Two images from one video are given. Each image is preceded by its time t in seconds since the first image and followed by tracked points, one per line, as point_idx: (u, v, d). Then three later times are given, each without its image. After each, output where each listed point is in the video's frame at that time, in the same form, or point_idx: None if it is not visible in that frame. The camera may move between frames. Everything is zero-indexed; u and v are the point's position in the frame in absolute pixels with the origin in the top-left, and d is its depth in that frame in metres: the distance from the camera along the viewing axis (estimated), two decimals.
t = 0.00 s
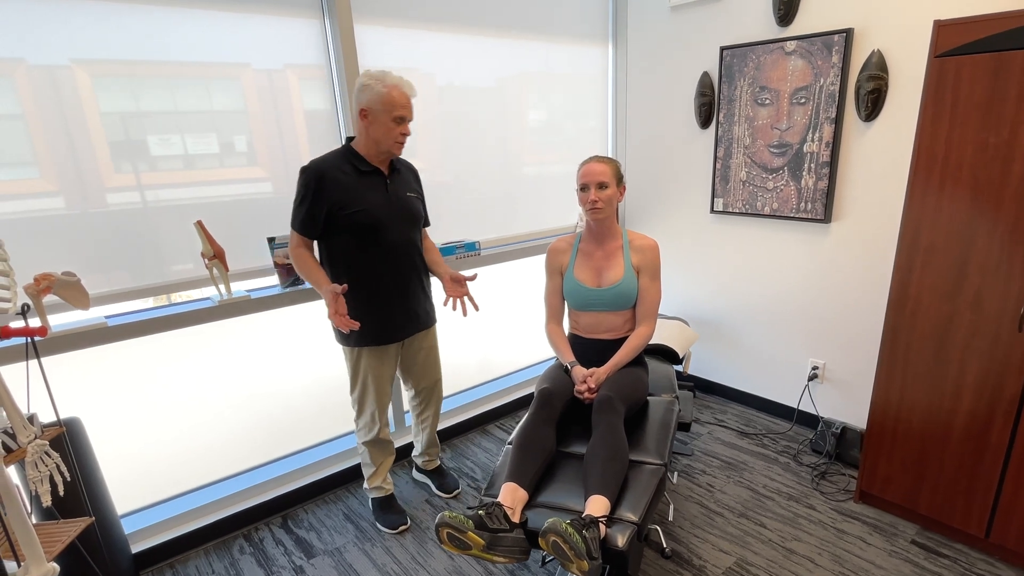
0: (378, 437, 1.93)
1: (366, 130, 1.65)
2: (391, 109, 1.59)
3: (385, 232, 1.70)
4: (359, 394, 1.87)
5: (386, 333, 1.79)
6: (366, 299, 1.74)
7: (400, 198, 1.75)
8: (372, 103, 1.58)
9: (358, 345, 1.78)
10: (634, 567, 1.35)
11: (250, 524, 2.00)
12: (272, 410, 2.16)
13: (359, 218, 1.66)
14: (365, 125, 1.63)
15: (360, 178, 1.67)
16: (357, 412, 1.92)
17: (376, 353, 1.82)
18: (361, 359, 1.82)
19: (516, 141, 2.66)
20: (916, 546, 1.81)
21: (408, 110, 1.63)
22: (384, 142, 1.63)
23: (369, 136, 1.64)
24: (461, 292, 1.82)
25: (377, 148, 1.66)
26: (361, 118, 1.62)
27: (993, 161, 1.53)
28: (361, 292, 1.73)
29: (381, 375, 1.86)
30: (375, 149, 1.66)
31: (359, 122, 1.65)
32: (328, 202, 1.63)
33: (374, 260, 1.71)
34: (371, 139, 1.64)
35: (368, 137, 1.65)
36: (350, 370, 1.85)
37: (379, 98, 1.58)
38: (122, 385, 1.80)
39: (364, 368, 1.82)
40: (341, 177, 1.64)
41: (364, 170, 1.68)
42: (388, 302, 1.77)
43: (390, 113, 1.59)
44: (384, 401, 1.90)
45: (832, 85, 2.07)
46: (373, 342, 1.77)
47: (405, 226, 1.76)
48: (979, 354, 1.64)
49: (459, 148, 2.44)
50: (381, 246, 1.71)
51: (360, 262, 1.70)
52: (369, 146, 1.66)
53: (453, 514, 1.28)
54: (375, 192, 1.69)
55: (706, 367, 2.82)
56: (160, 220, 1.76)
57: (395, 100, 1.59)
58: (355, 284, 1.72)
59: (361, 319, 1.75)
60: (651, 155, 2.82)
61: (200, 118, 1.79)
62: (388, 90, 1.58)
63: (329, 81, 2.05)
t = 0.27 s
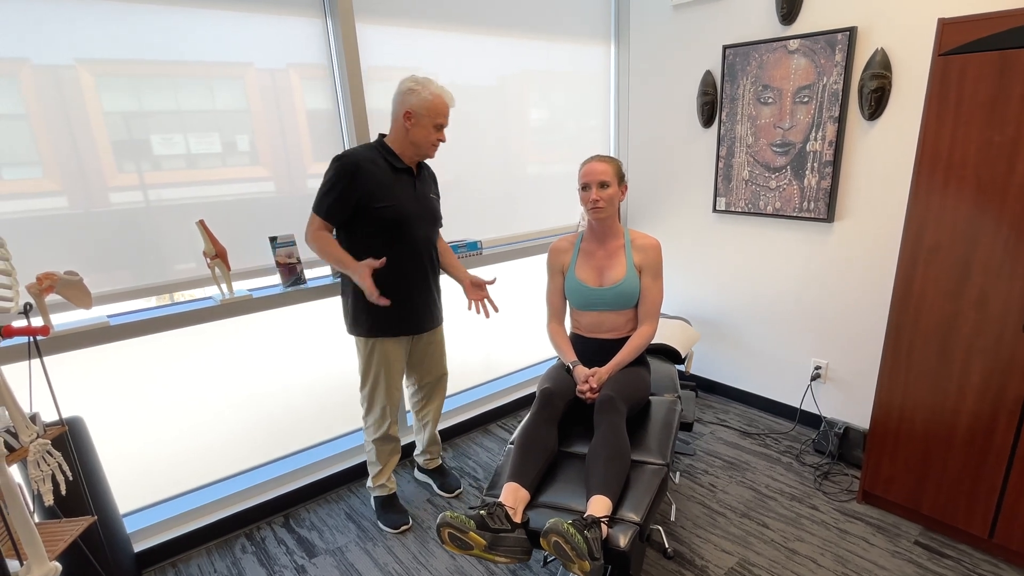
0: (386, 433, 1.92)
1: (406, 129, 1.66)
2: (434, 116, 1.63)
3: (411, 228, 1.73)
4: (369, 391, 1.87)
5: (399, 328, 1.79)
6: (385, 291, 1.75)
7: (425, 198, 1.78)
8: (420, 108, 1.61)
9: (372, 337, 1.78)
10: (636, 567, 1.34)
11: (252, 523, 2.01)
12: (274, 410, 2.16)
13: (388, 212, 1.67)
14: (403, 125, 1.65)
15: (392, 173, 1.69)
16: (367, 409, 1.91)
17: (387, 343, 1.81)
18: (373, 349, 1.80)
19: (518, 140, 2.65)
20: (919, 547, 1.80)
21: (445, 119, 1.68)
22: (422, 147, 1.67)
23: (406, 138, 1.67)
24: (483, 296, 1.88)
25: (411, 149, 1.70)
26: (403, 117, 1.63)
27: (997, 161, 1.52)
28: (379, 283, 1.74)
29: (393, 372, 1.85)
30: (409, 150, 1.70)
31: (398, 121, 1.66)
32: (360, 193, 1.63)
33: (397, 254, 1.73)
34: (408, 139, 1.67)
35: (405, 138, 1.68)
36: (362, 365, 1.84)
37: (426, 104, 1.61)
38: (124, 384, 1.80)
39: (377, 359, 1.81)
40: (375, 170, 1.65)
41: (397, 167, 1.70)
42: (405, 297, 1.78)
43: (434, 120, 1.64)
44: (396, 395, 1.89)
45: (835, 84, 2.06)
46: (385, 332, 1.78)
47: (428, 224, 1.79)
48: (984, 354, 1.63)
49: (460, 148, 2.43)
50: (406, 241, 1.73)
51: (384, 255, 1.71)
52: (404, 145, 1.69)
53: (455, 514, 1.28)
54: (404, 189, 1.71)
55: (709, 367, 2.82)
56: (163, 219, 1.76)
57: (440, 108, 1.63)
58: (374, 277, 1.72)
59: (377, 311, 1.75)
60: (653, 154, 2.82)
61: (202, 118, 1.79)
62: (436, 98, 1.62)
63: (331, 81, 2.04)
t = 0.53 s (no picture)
0: (389, 432, 1.91)
1: (430, 129, 1.68)
2: (463, 121, 1.67)
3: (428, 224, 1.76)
4: (373, 388, 1.85)
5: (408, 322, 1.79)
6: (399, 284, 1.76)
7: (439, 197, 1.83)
8: (448, 112, 1.64)
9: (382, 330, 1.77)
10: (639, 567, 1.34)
11: (255, 522, 2.01)
12: (277, 408, 2.16)
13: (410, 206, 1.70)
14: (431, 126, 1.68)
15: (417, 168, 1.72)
16: (370, 407, 1.89)
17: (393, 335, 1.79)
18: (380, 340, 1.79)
19: (521, 138, 2.65)
20: (924, 547, 1.79)
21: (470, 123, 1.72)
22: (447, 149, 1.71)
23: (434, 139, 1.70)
24: (481, 319, 2.06)
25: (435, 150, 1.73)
26: (432, 119, 1.65)
27: (1004, 159, 1.50)
28: (393, 277, 1.74)
29: (398, 369, 1.84)
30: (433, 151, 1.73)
31: (426, 121, 1.67)
32: (389, 184, 1.65)
33: (414, 248, 1.75)
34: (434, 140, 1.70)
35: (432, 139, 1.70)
36: (367, 360, 1.83)
37: (457, 110, 1.64)
38: (127, 382, 1.80)
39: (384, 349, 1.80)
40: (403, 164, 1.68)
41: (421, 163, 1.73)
42: (416, 292, 1.79)
43: (463, 125, 1.68)
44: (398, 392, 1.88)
45: (840, 81, 2.04)
46: (396, 325, 1.78)
47: (440, 222, 1.83)
48: (991, 354, 1.62)
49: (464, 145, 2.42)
50: (423, 236, 1.76)
51: (403, 248, 1.73)
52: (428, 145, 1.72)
53: (458, 514, 1.27)
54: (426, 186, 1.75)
55: (712, 366, 2.81)
56: (166, 217, 1.76)
57: (468, 114, 1.67)
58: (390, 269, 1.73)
59: (389, 303, 1.75)
60: (657, 152, 2.81)
61: (206, 116, 1.79)
62: (467, 103, 1.66)
63: (334, 79, 2.04)
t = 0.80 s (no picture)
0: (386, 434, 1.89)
1: (439, 126, 1.67)
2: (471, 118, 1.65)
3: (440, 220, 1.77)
4: (375, 387, 1.83)
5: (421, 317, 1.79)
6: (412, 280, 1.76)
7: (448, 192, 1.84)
8: (457, 109, 1.62)
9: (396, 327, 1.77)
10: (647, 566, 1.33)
11: (261, 519, 2.01)
12: (283, 405, 2.16)
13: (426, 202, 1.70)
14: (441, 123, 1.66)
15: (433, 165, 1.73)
16: (369, 407, 1.86)
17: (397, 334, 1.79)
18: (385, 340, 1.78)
19: (526, 136, 2.64)
20: (934, 548, 1.77)
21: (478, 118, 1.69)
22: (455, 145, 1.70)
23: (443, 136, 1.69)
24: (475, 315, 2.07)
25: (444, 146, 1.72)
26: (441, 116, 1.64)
27: (1017, 155, 1.49)
28: (404, 273, 1.74)
29: (402, 368, 1.84)
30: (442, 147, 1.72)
31: (435, 117, 1.66)
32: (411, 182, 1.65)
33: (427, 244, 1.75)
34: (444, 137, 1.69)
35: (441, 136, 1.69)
36: (371, 360, 1.81)
37: (464, 108, 1.62)
38: (134, 379, 1.80)
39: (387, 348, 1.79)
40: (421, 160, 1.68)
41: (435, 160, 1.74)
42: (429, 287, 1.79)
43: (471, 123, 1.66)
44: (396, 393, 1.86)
45: (849, 77, 2.03)
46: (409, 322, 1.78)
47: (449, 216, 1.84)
48: (1003, 353, 1.60)
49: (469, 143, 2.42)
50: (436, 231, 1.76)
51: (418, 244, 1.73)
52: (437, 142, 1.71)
53: (464, 512, 1.27)
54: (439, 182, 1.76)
55: (718, 364, 2.80)
56: (173, 214, 1.76)
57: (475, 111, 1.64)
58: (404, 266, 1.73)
59: (403, 300, 1.75)
60: (663, 149, 2.79)
61: (212, 113, 1.79)
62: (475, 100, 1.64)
63: (340, 77, 2.04)
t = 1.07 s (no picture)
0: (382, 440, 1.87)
1: (431, 125, 1.67)
2: (462, 114, 1.66)
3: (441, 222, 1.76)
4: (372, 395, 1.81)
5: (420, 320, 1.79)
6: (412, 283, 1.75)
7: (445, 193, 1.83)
8: (449, 108, 1.63)
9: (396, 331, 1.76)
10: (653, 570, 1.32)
11: (266, 518, 2.01)
12: (288, 405, 2.16)
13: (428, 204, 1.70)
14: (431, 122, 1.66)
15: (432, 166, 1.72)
16: (364, 414, 1.84)
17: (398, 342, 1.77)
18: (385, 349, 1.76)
19: (532, 135, 2.62)
20: (944, 552, 1.75)
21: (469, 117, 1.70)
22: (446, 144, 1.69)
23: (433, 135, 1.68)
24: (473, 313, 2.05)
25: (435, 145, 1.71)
26: (432, 114, 1.64)
27: None
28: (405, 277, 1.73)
29: (403, 372, 1.83)
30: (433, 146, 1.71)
31: (426, 117, 1.66)
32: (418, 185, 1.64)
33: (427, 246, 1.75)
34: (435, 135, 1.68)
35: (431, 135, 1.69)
36: (372, 368, 1.79)
37: (455, 105, 1.63)
38: (140, 379, 1.81)
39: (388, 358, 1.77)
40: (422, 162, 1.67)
41: (435, 160, 1.73)
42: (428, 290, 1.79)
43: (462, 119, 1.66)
44: (394, 398, 1.84)
45: (859, 75, 2.00)
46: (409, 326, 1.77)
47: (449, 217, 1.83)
48: (1015, 355, 1.57)
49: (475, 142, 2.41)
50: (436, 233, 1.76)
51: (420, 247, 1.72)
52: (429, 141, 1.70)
53: (469, 515, 1.26)
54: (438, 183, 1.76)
55: (725, 365, 2.78)
56: (180, 213, 1.76)
57: (466, 109, 1.66)
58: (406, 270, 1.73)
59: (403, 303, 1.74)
60: (670, 148, 2.77)
61: (219, 112, 1.78)
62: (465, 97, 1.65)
63: (346, 75, 2.03)
